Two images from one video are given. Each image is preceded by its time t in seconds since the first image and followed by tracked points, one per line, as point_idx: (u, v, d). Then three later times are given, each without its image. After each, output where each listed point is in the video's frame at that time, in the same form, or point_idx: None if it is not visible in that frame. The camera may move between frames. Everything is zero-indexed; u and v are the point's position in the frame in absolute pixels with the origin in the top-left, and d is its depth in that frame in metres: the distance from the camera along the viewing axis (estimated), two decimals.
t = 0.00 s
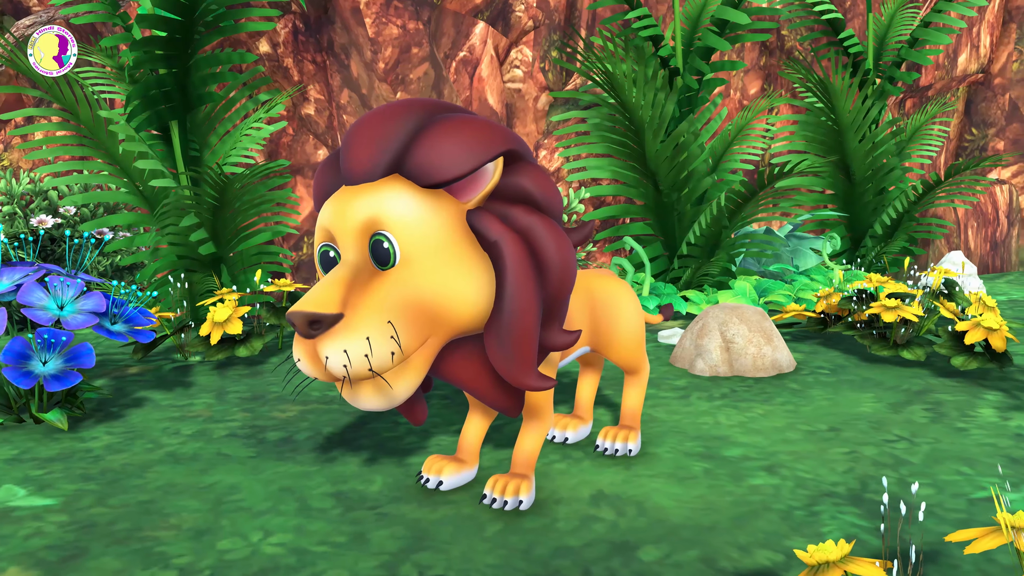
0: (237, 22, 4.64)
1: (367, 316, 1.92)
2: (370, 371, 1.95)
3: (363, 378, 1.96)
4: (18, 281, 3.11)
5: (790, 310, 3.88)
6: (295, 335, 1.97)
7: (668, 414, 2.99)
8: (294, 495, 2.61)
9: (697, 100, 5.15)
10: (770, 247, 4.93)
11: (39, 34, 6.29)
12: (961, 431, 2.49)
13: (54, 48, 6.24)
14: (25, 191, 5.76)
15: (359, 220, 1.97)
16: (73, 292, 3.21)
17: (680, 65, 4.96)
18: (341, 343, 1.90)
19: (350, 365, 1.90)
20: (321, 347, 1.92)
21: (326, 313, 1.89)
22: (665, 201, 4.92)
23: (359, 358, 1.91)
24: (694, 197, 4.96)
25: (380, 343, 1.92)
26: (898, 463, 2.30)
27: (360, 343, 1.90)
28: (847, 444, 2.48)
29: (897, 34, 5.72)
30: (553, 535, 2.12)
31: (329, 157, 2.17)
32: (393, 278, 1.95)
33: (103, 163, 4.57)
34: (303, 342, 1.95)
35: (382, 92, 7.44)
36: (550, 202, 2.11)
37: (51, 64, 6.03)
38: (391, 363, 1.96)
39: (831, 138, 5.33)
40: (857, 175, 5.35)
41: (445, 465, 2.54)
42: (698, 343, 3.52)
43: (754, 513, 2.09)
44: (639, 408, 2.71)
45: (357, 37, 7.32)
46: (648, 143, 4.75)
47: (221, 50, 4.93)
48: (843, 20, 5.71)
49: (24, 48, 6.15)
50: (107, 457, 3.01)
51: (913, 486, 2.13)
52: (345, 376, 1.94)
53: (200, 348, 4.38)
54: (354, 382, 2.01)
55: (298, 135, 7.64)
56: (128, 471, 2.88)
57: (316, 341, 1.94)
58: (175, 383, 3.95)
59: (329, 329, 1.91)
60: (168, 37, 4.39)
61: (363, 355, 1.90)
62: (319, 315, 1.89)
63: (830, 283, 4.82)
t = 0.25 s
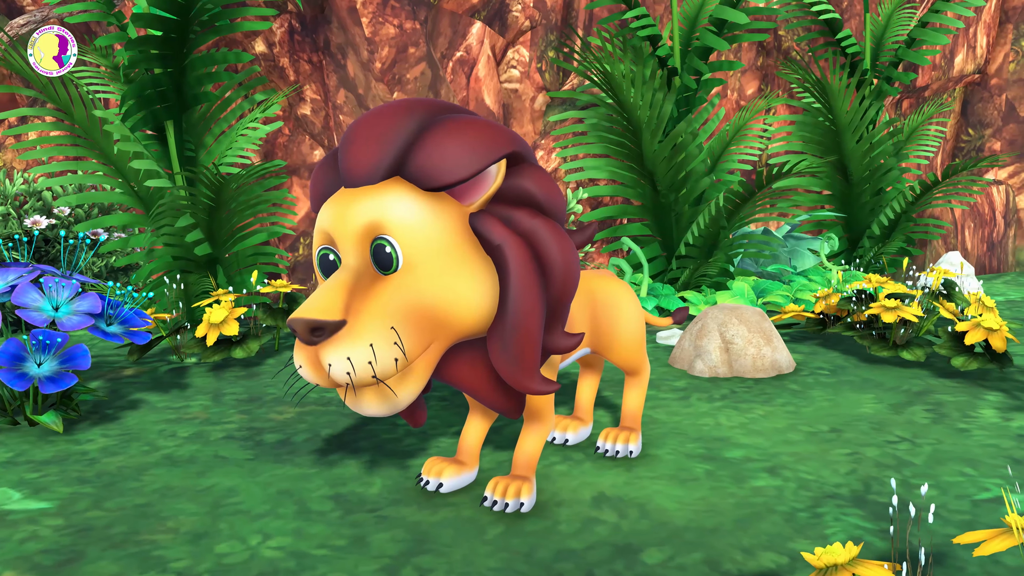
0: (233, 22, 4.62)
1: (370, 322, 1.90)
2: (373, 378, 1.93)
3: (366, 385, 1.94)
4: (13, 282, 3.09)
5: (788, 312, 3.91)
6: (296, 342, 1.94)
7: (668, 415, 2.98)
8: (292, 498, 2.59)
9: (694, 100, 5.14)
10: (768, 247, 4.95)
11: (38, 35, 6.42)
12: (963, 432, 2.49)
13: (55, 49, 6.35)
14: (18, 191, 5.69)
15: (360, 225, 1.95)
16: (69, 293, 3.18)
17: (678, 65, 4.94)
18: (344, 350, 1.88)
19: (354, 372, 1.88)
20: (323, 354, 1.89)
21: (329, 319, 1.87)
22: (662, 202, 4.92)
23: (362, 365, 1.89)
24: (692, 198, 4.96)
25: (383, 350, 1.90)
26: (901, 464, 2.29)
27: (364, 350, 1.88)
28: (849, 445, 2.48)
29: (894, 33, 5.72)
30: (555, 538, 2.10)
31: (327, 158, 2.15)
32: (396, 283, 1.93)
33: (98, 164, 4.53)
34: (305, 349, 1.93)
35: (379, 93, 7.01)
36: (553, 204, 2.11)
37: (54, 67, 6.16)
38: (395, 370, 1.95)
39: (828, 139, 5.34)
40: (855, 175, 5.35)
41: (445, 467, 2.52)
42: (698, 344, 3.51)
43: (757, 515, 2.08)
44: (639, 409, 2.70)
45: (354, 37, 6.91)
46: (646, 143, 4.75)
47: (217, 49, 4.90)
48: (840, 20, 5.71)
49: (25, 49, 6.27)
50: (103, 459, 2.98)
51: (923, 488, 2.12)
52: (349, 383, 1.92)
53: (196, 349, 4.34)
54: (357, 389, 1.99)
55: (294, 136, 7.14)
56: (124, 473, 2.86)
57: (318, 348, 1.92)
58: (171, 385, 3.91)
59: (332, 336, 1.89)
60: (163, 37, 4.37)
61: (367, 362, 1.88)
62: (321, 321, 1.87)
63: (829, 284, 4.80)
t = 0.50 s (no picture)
0: (229, 21, 4.59)
1: (372, 327, 1.88)
2: (376, 383, 1.92)
3: (369, 390, 1.93)
4: (8, 283, 3.06)
5: (787, 312, 3.91)
6: (297, 347, 1.93)
7: (668, 417, 2.97)
8: (291, 500, 2.57)
9: (693, 100, 5.13)
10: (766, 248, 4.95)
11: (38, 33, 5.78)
12: (965, 433, 2.48)
13: (56, 47, 5.69)
14: (12, 192, 5.65)
15: (362, 228, 1.93)
16: (64, 293, 3.15)
17: (676, 64, 4.96)
18: (346, 356, 1.86)
19: (357, 377, 1.87)
20: (326, 360, 1.88)
21: (331, 325, 1.85)
22: (660, 203, 4.92)
23: (365, 371, 1.87)
24: (690, 198, 4.96)
25: (386, 355, 1.89)
26: (903, 465, 2.29)
27: (367, 355, 1.87)
28: (851, 446, 2.47)
29: (891, 33, 5.73)
30: (557, 540, 2.09)
31: (325, 156, 2.12)
32: (399, 287, 1.92)
33: (93, 164, 4.50)
34: (306, 353, 1.91)
35: (376, 92, 6.99)
36: (556, 206, 2.09)
37: (49, 63, 5.51)
38: (397, 375, 1.93)
39: (826, 139, 5.35)
40: (852, 176, 5.35)
41: (445, 469, 2.51)
42: (697, 345, 3.50)
43: (761, 517, 2.07)
44: (640, 411, 2.68)
45: (351, 37, 6.87)
46: (644, 143, 4.73)
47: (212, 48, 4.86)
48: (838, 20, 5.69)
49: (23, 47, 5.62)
50: (99, 462, 2.95)
51: (933, 490, 2.10)
52: (351, 389, 1.91)
53: (192, 349, 4.28)
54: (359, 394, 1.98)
55: (290, 136, 7.06)
56: (120, 476, 2.83)
57: (320, 352, 1.90)
58: (167, 387, 3.88)
59: (334, 341, 1.87)
60: (158, 36, 4.34)
61: (370, 368, 1.87)
62: (323, 327, 1.85)
63: (827, 284, 4.79)
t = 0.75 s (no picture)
0: (225, 21, 4.56)
1: (374, 327, 1.87)
2: (376, 384, 1.90)
3: (369, 390, 1.92)
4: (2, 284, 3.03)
5: (786, 313, 3.92)
6: (296, 345, 1.91)
7: (669, 418, 2.96)
8: (290, 503, 2.55)
9: (691, 100, 5.15)
10: (764, 249, 4.95)
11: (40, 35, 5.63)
12: (966, 434, 2.48)
13: (60, 50, 5.45)
14: (6, 193, 5.61)
15: (364, 226, 1.91)
16: (59, 294, 3.13)
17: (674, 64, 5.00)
18: (347, 355, 1.84)
19: (358, 377, 1.85)
20: (326, 359, 1.86)
21: (332, 324, 1.83)
22: (658, 203, 4.92)
23: (366, 371, 1.86)
24: (688, 199, 4.96)
25: (387, 355, 1.88)
26: (906, 466, 2.28)
27: (368, 356, 1.85)
28: (853, 447, 2.46)
29: (888, 34, 5.75)
30: (559, 543, 2.07)
31: (326, 152, 2.10)
32: (401, 286, 1.90)
33: (87, 164, 4.46)
34: (306, 352, 1.89)
35: (372, 93, 6.97)
36: (560, 206, 2.08)
37: (52, 66, 5.34)
38: (398, 375, 1.92)
39: (823, 139, 5.36)
40: (850, 176, 5.35)
41: (446, 471, 2.49)
42: (697, 346, 3.49)
43: (764, 519, 2.06)
44: (640, 412, 2.67)
45: (347, 36, 6.84)
46: (642, 144, 4.72)
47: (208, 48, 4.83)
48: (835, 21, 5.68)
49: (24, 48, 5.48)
50: (95, 465, 2.92)
51: (942, 491, 2.09)
52: (351, 388, 1.89)
53: (189, 352, 4.25)
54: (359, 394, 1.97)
55: (286, 137, 7.04)
56: (116, 479, 2.80)
57: (320, 351, 1.89)
58: (163, 389, 3.85)
59: (334, 340, 1.85)
60: (154, 36, 4.31)
61: (371, 368, 1.85)
62: (324, 326, 1.84)
63: (825, 285, 4.80)
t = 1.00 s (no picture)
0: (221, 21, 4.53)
1: (375, 323, 1.85)
2: (376, 380, 1.88)
3: (369, 387, 1.90)
4: None
5: (785, 313, 3.94)
6: (295, 340, 1.89)
7: (669, 419, 2.94)
8: (288, 506, 2.53)
9: (689, 100, 5.16)
10: (762, 249, 4.94)
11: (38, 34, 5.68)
12: (968, 434, 2.47)
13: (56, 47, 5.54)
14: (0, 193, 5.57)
15: (366, 220, 1.89)
16: (54, 295, 3.10)
17: (672, 64, 5.01)
18: (348, 351, 1.82)
19: (358, 374, 1.83)
20: (326, 354, 1.84)
21: (333, 319, 1.81)
22: (656, 203, 4.91)
23: (367, 368, 1.84)
24: (687, 199, 4.96)
25: (388, 351, 1.86)
26: (908, 467, 2.27)
27: (369, 352, 1.83)
28: (855, 448, 2.45)
29: (885, 34, 5.74)
30: (561, 545, 2.06)
31: (328, 144, 2.07)
32: (403, 282, 1.88)
33: (81, 163, 4.42)
34: (305, 347, 1.87)
35: (369, 92, 6.94)
36: (565, 204, 2.07)
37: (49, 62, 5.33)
38: (399, 372, 1.90)
39: (821, 140, 5.38)
40: (847, 177, 5.35)
41: (446, 473, 2.47)
42: (696, 346, 3.48)
43: (767, 521, 2.05)
44: (641, 412, 2.66)
45: (344, 36, 6.82)
46: (639, 144, 4.71)
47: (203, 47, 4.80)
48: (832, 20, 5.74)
49: (24, 48, 5.54)
50: (91, 467, 2.90)
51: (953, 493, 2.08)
52: (350, 385, 1.87)
53: (184, 353, 4.18)
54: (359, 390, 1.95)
55: (282, 137, 7.02)
56: (113, 482, 2.78)
57: (320, 346, 1.86)
58: (159, 390, 3.83)
59: (334, 336, 1.83)
60: (149, 35, 4.27)
61: (372, 365, 1.83)
62: (325, 320, 1.81)
63: (823, 285, 4.81)
